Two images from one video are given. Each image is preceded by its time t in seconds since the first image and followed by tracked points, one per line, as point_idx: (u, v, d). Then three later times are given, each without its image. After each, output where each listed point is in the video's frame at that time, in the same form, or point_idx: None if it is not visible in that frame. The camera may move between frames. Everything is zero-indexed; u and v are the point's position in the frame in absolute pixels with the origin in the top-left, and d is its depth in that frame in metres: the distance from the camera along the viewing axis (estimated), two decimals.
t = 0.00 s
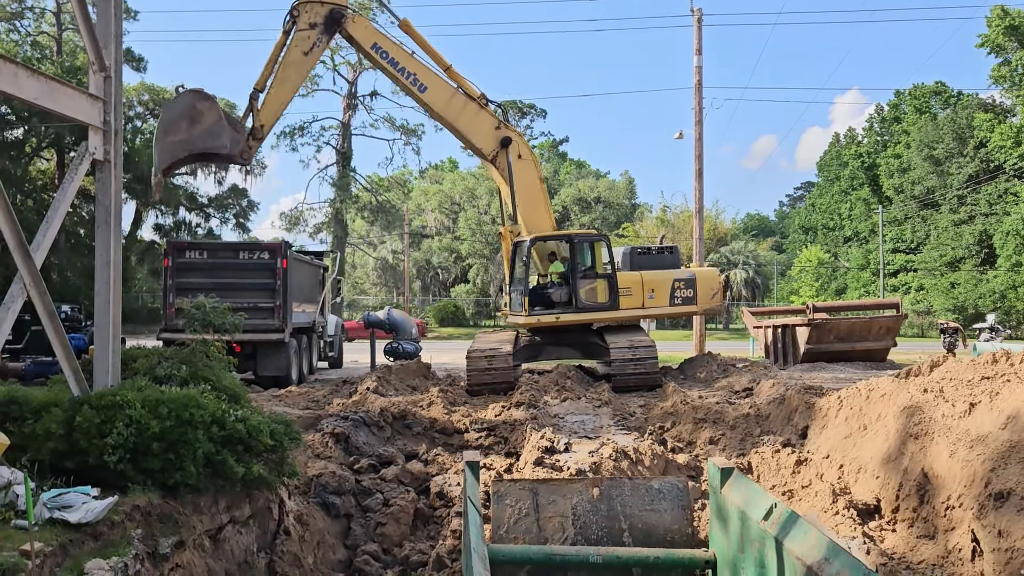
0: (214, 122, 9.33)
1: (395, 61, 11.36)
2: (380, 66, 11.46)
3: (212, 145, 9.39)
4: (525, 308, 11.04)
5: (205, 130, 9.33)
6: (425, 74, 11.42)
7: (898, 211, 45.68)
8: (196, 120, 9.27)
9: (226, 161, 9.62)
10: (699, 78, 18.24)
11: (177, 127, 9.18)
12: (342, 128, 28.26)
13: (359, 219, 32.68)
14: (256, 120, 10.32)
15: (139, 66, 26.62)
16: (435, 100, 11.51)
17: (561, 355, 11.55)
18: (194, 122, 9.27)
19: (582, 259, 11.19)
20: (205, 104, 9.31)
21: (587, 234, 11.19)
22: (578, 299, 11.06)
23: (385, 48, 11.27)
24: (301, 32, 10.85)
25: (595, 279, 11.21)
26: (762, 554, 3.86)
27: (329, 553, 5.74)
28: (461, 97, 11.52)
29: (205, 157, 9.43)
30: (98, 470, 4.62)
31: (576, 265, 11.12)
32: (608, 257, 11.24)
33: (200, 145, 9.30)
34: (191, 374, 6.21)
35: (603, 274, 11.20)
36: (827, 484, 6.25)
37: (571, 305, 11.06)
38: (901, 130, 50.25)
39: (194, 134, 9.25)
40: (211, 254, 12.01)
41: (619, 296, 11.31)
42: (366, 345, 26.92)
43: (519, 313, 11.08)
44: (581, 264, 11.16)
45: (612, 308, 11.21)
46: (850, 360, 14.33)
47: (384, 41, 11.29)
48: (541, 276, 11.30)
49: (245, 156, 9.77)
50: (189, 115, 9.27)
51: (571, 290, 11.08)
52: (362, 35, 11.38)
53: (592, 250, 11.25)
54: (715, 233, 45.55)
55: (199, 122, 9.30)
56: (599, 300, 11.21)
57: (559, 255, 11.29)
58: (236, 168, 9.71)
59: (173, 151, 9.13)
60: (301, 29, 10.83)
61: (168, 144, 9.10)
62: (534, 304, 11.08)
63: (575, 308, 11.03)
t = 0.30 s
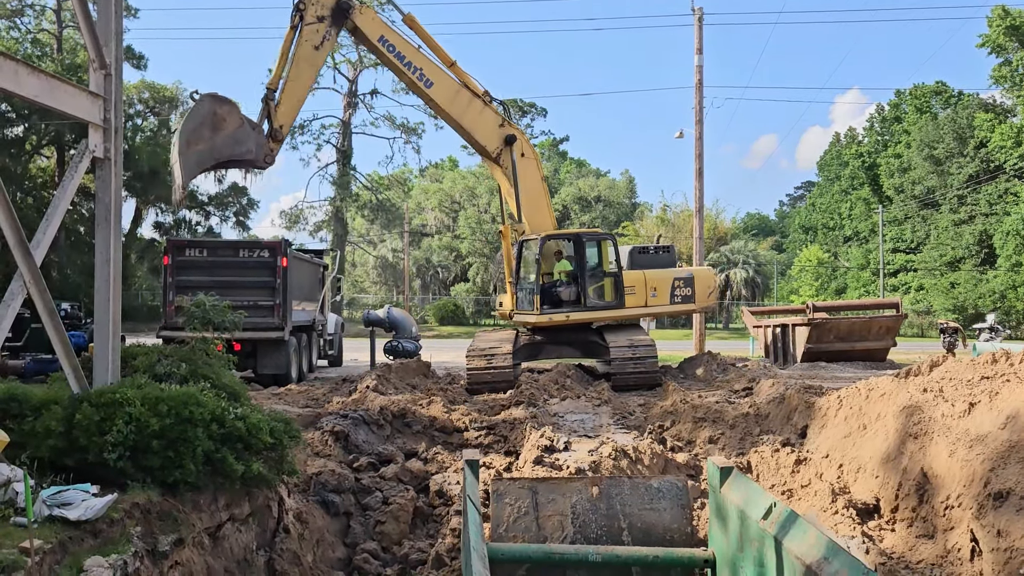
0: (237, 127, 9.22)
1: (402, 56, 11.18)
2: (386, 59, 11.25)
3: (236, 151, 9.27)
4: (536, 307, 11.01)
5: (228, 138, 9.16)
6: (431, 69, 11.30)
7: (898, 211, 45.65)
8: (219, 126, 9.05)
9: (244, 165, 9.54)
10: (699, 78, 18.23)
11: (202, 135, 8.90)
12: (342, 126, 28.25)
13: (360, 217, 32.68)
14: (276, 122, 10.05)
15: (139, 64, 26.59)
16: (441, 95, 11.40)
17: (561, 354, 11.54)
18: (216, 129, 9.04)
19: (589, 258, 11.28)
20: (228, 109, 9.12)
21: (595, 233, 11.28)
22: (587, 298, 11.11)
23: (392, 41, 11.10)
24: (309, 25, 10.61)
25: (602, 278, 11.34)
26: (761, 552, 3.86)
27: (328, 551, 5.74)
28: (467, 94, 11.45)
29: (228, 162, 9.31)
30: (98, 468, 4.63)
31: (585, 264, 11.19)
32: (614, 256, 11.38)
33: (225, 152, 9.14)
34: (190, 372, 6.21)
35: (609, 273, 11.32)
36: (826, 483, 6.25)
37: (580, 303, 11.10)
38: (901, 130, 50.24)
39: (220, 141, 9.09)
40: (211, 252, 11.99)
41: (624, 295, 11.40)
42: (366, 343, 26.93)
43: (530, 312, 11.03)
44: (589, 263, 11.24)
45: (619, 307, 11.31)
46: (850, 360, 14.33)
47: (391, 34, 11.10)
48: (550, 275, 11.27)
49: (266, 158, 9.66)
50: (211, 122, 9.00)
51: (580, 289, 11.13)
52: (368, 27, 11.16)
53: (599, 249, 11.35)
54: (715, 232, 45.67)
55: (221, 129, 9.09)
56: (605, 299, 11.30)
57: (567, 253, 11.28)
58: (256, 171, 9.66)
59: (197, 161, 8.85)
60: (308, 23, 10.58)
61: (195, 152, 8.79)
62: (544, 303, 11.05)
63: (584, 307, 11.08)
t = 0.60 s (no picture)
0: (273, 134, 9.20)
1: (412, 49, 10.98)
2: (394, 52, 11.03)
3: (273, 158, 9.28)
4: (546, 305, 10.96)
5: (265, 145, 9.14)
6: (439, 63, 11.16)
7: (898, 210, 45.63)
8: (255, 135, 9.01)
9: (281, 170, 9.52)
10: (700, 76, 18.24)
11: (240, 146, 8.85)
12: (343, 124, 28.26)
13: (360, 215, 32.66)
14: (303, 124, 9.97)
15: (140, 62, 26.57)
16: (449, 90, 11.26)
17: (561, 352, 11.52)
18: (253, 138, 9.00)
19: (596, 256, 11.31)
20: (262, 117, 9.05)
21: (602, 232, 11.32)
22: (595, 296, 11.14)
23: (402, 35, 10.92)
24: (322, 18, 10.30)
25: (608, 276, 11.36)
26: (760, 551, 3.86)
27: (328, 549, 5.74)
28: (474, 89, 11.38)
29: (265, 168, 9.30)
30: (98, 465, 4.63)
31: (592, 261, 11.22)
32: (619, 253, 11.43)
33: (264, 161, 9.15)
34: (190, 370, 6.21)
35: (615, 271, 11.37)
36: (826, 482, 6.24)
37: (588, 301, 11.12)
38: (901, 129, 50.20)
39: (258, 150, 9.08)
40: (211, 249, 11.98)
41: (629, 293, 11.45)
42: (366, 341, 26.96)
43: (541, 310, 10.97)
44: (596, 261, 11.27)
45: (625, 305, 11.35)
46: (850, 359, 14.34)
47: (402, 26, 10.90)
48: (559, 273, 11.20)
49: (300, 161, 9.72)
50: (248, 131, 8.94)
51: (588, 287, 11.15)
52: (377, 18, 10.90)
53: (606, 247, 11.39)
54: (715, 231, 45.68)
55: (257, 137, 9.06)
56: (611, 297, 11.33)
57: (574, 251, 11.27)
58: (292, 174, 9.71)
59: (238, 172, 8.83)
60: (322, 16, 10.25)
61: (235, 165, 8.78)
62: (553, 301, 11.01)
63: (592, 305, 11.11)
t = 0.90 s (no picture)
0: (315, 141, 8.51)
1: (424, 44, 10.45)
2: (405, 47, 10.43)
3: (318, 167, 8.60)
4: (557, 304, 10.90)
5: (310, 155, 8.44)
6: (448, 59, 10.80)
7: (897, 209, 45.63)
8: (300, 145, 8.30)
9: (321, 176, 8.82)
10: (699, 75, 18.23)
11: (287, 159, 8.14)
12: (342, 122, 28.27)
13: (360, 214, 32.67)
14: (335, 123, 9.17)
15: (139, 60, 26.54)
16: (458, 87, 10.94)
17: (560, 351, 11.51)
18: (297, 149, 8.28)
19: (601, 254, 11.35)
20: (302, 124, 8.35)
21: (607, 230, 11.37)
22: (602, 293, 11.18)
23: (415, 29, 10.37)
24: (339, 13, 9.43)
25: (612, 273, 11.43)
26: (760, 550, 3.86)
27: (327, 547, 5.75)
28: (482, 86, 11.13)
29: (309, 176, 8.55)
30: (98, 463, 4.64)
31: (599, 259, 11.26)
32: (622, 251, 11.53)
33: (313, 171, 8.47)
34: (190, 368, 6.20)
35: (619, 268, 11.43)
36: (825, 481, 6.25)
37: (595, 299, 11.16)
38: (901, 128, 50.19)
39: (304, 161, 8.38)
40: (210, 247, 11.98)
41: (632, 291, 11.54)
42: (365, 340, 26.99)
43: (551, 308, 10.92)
44: (601, 259, 11.32)
45: (628, 303, 11.43)
46: (850, 357, 14.36)
47: (414, 19, 10.32)
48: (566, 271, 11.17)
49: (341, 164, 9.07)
50: (291, 142, 8.21)
51: (594, 284, 11.18)
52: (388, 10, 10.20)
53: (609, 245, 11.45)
54: (714, 230, 45.67)
55: (302, 147, 8.34)
56: (616, 295, 11.38)
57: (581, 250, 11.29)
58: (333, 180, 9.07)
59: (288, 186, 8.14)
60: (339, 10, 9.37)
61: (284, 180, 8.08)
62: (563, 299, 10.97)
63: (599, 302, 11.14)
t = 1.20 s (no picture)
0: (352, 159, 7.77)
1: (429, 46, 10.19)
2: (410, 49, 10.12)
3: (358, 187, 7.89)
4: (566, 301, 10.96)
5: (351, 177, 7.76)
6: (451, 60, 10.55)
7: (896, 208, 45.70)
8: (340, 168, 7.59)
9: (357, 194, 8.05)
10: (698, 74, 18.23)
11: (331, 185, 7.42)
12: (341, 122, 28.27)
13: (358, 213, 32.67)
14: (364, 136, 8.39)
15: (138, 59, 26.51)
16: (462, 88, 10.73)
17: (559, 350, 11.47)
18: (338, 172, 7.56)
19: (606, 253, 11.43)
20: (338, 145, 7.60)
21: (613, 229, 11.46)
22: (608, 292, 11.25)
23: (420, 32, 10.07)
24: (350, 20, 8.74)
25: (616, 272, 11.50)
26: (758, 550, 3.87)
27: (325, 547, 5.75)
28: (484, 87, 11.00)
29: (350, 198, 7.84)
30: (97, 463, 4.64)
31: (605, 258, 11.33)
32: (625, 251, 11.62)
33: (357, 193, 7.77)
34: (188, 368, 6.19)
35: (622, 267, 11.51)
36: (823, 480, 6.26)
37: (601, 298, 11.22)
38: (899, 128, 50.24)
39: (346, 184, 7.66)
40: (208, 247, 11.96)
41: (634, 290, 11.63)
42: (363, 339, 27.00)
43: (560, 306, 10.96)
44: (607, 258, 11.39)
45: (631, 302, 11.52)
46: (848, 357, 14.37)
47: (418, 21, 10.03)
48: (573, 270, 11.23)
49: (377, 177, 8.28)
50: (331, 166, 7.49)
51: (600, 283, 11.25)
52: (393, 12, 9.79)
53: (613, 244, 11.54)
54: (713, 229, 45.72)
55: (342, 170, 7.65)
56: (619, 294, 11.46)
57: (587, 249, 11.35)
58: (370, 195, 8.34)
59: (335, 214, 7.47)
60: (350, 16, 8.68)
61: (331, 209, 7.38)
62: (571, 297, 11.03)
63: (605, 301, 11.21)
